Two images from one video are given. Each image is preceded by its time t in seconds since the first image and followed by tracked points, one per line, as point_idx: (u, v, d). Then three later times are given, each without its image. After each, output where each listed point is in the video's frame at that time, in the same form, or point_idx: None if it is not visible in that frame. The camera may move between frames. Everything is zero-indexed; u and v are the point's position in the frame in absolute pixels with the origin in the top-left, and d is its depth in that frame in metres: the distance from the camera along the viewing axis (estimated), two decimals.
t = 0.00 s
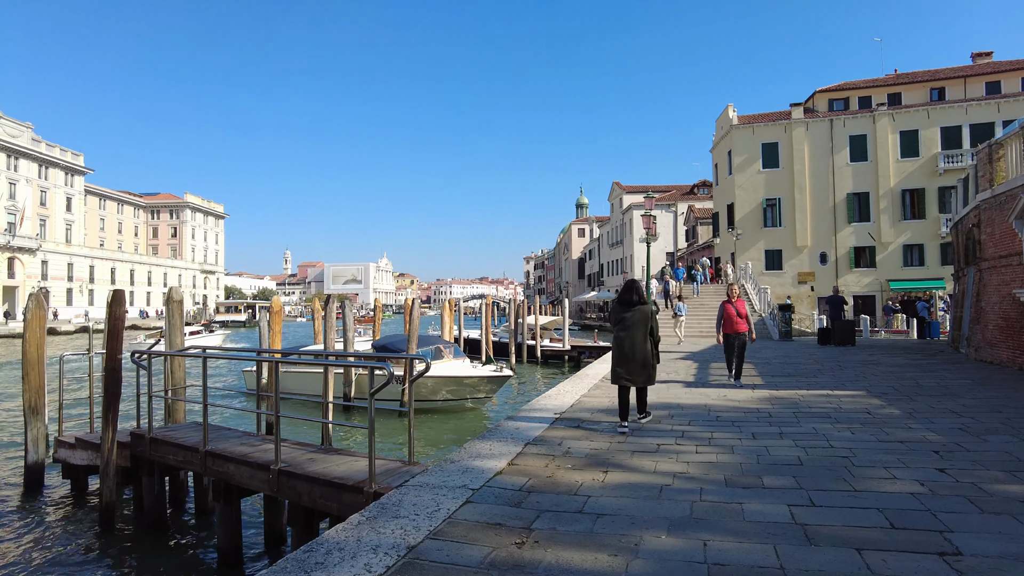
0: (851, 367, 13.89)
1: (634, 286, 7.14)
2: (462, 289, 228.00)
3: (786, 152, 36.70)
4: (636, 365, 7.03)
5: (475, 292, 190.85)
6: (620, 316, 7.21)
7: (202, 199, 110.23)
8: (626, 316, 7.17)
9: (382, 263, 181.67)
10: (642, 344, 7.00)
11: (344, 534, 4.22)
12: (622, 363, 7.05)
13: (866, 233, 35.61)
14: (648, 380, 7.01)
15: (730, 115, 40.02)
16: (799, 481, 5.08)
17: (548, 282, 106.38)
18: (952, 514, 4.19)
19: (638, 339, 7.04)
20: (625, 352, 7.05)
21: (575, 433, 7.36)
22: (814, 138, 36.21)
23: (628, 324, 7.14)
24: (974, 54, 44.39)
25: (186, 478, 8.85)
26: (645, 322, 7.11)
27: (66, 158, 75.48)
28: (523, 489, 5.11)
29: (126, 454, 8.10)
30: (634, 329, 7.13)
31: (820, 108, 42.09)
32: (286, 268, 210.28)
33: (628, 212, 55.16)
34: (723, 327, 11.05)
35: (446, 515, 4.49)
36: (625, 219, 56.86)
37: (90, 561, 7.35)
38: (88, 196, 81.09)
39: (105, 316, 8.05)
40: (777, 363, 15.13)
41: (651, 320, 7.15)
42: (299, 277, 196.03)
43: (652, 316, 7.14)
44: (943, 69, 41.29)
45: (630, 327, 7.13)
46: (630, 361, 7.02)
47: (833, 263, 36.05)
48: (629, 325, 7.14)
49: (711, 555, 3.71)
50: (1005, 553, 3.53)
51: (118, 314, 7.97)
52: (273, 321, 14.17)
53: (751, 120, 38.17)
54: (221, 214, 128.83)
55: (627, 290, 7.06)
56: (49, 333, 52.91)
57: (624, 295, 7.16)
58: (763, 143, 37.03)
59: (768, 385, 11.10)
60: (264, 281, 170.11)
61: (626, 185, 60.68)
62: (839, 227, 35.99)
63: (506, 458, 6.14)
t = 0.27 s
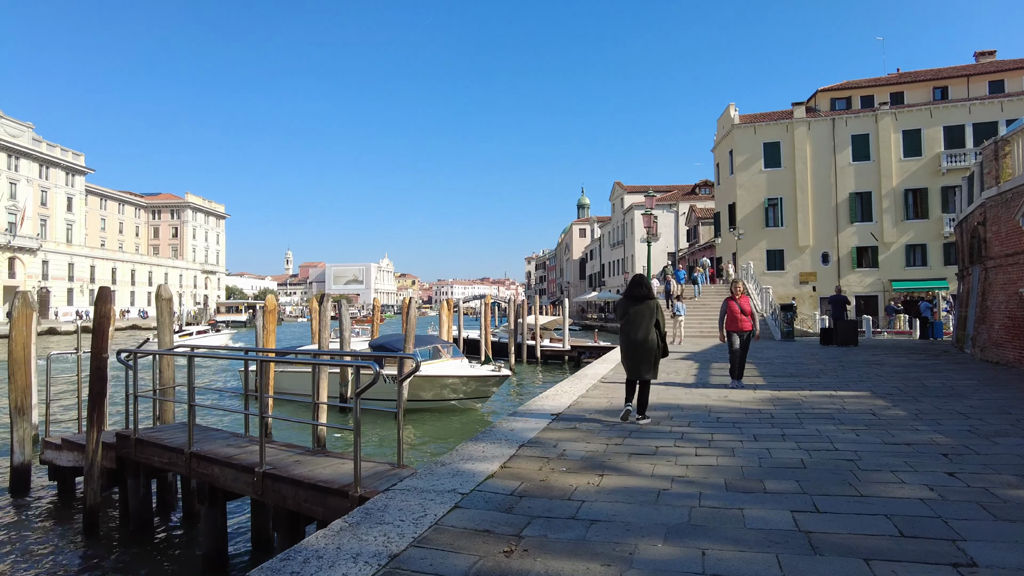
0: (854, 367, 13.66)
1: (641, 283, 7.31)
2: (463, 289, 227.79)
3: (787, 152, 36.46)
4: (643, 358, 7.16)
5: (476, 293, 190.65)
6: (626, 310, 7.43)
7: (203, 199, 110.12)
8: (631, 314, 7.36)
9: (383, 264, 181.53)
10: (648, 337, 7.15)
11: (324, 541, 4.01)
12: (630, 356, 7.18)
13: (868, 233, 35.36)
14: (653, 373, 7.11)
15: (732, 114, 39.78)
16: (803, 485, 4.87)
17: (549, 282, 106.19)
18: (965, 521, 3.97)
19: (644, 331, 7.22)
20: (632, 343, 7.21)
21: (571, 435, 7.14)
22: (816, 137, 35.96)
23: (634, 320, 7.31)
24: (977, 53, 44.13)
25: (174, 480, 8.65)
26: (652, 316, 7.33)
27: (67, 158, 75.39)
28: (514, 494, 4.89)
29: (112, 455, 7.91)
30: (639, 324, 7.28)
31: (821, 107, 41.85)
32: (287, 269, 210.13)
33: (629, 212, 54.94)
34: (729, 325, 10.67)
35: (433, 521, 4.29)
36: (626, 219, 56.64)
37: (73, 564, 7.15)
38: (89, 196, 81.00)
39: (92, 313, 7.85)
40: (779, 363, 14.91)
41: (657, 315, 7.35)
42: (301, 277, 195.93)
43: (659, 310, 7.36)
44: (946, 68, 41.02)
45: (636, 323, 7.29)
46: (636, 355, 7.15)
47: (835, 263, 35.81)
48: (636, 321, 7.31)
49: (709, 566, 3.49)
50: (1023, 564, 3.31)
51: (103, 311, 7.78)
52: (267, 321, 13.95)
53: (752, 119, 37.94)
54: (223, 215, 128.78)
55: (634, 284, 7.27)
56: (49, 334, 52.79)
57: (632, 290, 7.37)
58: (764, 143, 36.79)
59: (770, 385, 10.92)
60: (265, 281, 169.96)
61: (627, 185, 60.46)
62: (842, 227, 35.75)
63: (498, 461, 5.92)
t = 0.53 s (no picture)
0: (857, 369, 13.43)
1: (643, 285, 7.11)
2: (465, 289, 227.59)
3: (790, 151, 36.20)
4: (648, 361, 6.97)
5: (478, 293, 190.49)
6: (632, 315, 7.26)
7: (204, 199, 110.06)
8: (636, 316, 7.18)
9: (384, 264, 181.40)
10: (652, 340, 6.98)
11: (302, 558, 3.81)
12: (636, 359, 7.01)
13: (871, 233, 35.08)
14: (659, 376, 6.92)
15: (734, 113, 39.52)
16: (806, 497, 4.65)
17: (551, 282, 105.93)
18: (979, 538, 3.74)
19: (648, 335, 7.03)
20: (636, 349, 7.06)
21: (567, 442, 6.92)
22: (818, 137, 35.69)
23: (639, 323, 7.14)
24: (980, 51, 43.79)
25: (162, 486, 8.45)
26: (656, 319, 7.10)
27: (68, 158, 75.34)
28: (505, 506, 4.68)
29: (96, 461, 7.71)
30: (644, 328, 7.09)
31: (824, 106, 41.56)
32: (289, 269, 210.21)
33: (631, 211, 54.68)
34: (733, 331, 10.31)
35: (418, 536, 4.08)
36: (628, 218, 56.40)
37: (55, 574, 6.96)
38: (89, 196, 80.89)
39: (76, 315, 7.64)
40: (781, 364, 14.68)
41: (662, 318, 7.12)
42: (302, 277, 196.03)
43: (663, 313, 7.13)
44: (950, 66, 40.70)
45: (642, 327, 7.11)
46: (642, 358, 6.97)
47: (838, 263, 35.54)
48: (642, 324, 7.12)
49: None
50: None
51: (87, 314, 7.58)
52: (261, 322, 13.78)
53: (754, 118, 37.67)
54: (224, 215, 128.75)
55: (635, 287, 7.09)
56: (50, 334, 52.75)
57: (633, 294, 7.19)
58: (766, 142, 36.54)
59: (773, 388, 10.68)
60: (266, 281, 169.96)
61: (629, 185, 60.22)
62: (844, 226, 35.48)
63: (490, 470, 5.70)
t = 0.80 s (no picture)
0: (863, 370, 13.20)
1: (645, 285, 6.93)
2: (467, 289, 227.44)
3: (793, 150, 35.95)
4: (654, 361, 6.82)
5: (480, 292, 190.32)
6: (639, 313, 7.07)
7: (206, 199, 109.94)
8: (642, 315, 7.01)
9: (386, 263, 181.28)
10: (656, 339, 6.82)
11: (284, 571, 3.62)
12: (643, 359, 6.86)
13: (875, 232, 34.82)
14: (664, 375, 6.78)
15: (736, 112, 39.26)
16: (815, 505, 4.45)
17: (553, 282, 105.73)
18: (999, 551, 3.54)
19: (653, 333, 6.86)
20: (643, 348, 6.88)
21: (566, 445, 6.72)
22: (822, 135, 35.43)
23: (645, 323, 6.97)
24: (985, 49, 43.44)
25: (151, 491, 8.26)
26: (662, 318, 6.91)
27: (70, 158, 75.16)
28: (500, 514, 4.48)
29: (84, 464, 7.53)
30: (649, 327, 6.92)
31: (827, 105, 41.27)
32: (291, 268, 210.18)
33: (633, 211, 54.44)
34: (739, 329, 9.97)
35: (407, 547, 3.88)
36: (630, 218, 56.18)
37: None
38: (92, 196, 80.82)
39: (62, 314, 7.43)
40: (784, 365, 14.46)
41: (667, 316, 6.90)
42: (304, 277, 196.02)
43: (669, 311, 6.92)
44: (954, 64, 40.39)
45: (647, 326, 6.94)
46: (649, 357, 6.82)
47: (841, 263, 35.28)
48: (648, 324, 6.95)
49: None
50: None
51: (73, 313, 7.38)
52: (257, 322, 13.59)
53: (757, 117, 37.41)
54: (226, 214, 128.71)
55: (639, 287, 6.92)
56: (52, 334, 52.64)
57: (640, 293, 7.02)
58: (769, 141, 36.30)
59: (777, 390, 10.48)
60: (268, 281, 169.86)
61: (631, 184, 59.98)
62: (848, 226, 35.22)
63: (485, 476, 5.49)
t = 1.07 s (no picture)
0: (870, 371, 12.93)
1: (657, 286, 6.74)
2: (469, 289, 227.23)
3: (797, 149, 35.66)
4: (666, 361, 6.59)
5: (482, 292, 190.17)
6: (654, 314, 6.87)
7: (208, 199, 109.85)
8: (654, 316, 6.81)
9: (388, 263, 181.17)
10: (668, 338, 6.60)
11: None
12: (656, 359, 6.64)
13: (880, 232, 34.51)
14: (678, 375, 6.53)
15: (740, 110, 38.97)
16: (833, 514, 4.20)
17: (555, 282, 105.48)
18: None
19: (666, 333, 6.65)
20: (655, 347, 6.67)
21: (568, 449, 6.48)
22: (826, 134, 35.13)
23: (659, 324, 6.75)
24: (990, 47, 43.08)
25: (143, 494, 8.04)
26: (675, 317, 6.69)
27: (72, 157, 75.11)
28: (499, 523, 4.24)
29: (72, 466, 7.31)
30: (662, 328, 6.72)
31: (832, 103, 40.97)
32: (293, 268, 210.09)
33: (636, 210, 54.14)
34: (752, 330, 9.70)
35: (399, 559, 3.65)
36: (632, 217, 55.91)
37: None
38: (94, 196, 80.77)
39: (51, 312, 7.22)
40: (790, 366, 14.20)
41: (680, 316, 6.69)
42: (306, 277, 195.88)
43: (682, 311, 6.70)
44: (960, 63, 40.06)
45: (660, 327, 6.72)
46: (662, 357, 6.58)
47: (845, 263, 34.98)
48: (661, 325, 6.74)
49: None
50: None
51: (61, 311, 7.16)
52: (255, 321, 13.37)
53: (761, 115, 37.12)
54: (228, 214, 128.62)
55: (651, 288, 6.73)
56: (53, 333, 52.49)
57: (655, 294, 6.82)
58: (773, 140, 36.02)
59: (784, 391, 10.22)
60: (270, 281, 169.85)
61: (633, 184, 59.69)
62: (852, 225, 34.92)
63: (483, 482, 5.25)
